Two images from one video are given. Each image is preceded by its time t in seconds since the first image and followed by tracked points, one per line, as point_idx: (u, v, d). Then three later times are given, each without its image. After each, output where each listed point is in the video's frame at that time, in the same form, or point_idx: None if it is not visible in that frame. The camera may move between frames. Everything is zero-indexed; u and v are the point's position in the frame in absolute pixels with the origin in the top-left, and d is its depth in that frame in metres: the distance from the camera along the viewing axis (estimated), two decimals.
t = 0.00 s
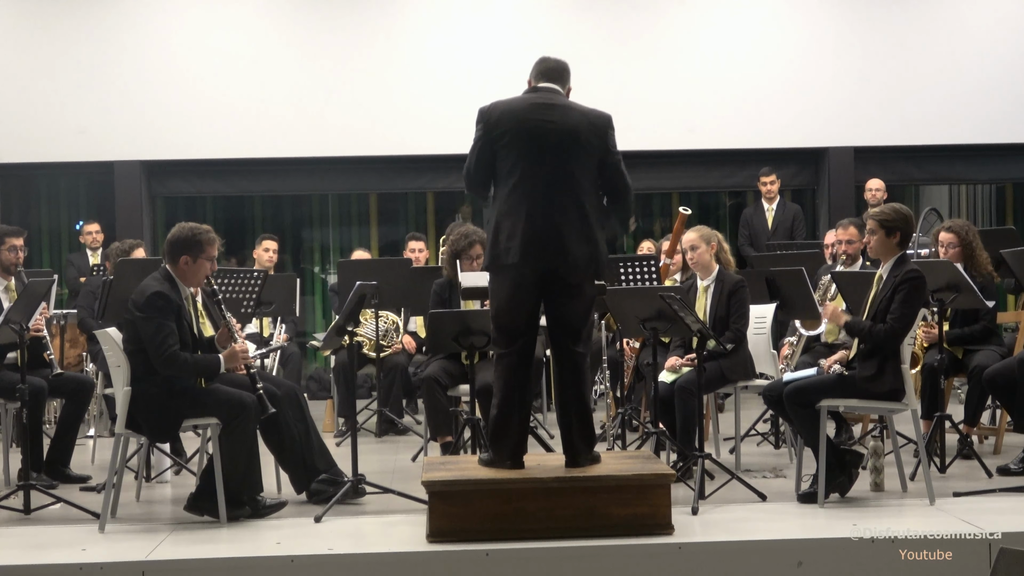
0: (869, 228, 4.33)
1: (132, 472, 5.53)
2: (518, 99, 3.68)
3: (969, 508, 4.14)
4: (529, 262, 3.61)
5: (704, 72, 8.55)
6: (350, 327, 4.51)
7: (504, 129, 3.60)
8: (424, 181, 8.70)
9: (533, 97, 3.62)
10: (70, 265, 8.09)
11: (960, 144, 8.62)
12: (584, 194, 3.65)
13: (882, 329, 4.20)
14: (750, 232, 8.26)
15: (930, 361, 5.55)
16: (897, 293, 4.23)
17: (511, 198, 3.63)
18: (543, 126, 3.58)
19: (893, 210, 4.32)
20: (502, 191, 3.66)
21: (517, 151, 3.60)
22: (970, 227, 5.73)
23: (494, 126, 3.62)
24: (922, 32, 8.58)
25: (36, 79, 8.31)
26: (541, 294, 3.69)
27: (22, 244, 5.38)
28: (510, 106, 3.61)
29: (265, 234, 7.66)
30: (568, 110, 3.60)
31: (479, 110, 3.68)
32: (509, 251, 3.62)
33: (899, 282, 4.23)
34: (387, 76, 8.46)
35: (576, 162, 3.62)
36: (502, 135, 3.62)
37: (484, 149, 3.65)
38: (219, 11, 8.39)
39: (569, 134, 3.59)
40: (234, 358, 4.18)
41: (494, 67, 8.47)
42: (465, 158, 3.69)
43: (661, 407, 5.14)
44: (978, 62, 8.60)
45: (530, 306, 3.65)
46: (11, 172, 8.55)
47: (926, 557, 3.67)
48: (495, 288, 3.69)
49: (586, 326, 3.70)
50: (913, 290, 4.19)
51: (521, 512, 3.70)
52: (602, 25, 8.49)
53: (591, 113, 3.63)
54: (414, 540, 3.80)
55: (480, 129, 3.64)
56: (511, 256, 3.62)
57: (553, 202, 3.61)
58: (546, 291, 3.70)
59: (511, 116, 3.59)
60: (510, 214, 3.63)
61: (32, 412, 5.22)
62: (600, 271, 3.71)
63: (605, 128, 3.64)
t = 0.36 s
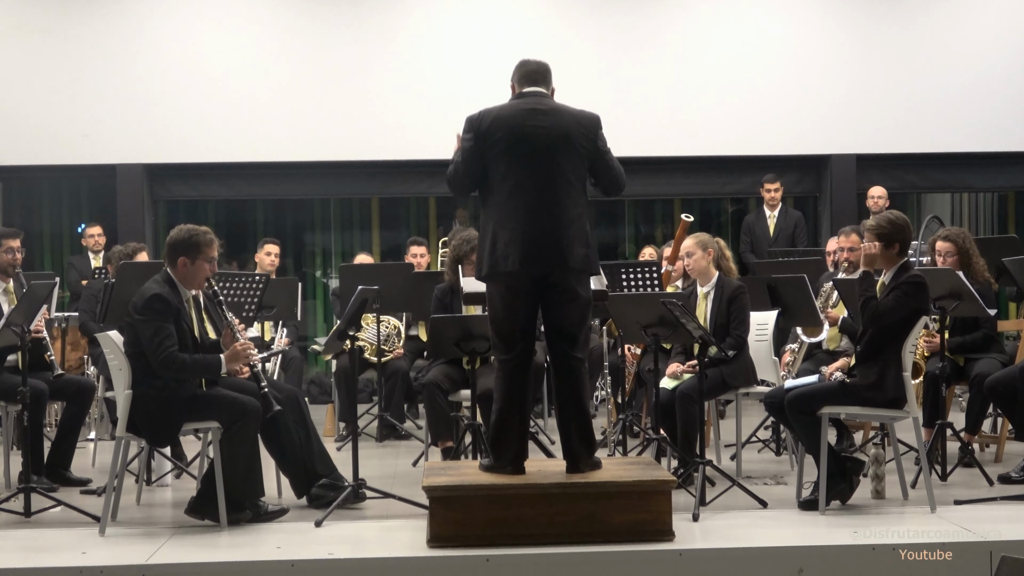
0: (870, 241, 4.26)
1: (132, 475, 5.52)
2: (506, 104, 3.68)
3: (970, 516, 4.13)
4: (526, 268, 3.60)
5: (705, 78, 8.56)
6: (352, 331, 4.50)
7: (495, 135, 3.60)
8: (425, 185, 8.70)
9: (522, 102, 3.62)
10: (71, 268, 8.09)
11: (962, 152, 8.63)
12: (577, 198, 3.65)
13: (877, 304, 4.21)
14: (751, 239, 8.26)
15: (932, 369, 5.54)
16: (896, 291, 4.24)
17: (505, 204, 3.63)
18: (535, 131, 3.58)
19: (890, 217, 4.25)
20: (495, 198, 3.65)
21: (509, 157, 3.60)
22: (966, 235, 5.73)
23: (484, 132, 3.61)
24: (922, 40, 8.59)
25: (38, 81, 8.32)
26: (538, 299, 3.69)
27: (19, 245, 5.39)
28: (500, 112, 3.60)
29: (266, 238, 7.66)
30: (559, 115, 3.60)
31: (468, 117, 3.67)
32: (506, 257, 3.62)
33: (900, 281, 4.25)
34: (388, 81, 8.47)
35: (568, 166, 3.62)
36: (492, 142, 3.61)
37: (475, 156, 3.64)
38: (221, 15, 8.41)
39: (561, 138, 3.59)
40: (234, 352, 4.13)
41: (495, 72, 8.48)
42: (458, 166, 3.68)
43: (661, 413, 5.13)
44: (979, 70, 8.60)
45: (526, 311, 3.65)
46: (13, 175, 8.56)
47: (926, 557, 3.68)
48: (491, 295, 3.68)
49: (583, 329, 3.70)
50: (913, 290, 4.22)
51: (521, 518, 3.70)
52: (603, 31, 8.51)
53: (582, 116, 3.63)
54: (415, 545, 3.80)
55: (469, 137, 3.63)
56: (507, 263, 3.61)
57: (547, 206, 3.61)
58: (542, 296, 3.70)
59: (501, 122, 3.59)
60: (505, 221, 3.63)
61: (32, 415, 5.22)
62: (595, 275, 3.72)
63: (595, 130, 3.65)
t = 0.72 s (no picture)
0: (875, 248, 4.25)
1: (135, 476, 5.53)
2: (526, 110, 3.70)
3: (974, 523, 4.13)
4: (540, 272, 3.62)
5: (710, 84, 8.57)
6: (356, 334, 4.50)
7: (513, 140, 3.62)
8: (430, 189, 8.72)
9: (542, 108, 3.64)
10: (76, 269, 8.11)
11: (966, 159, 8.62)
12: (593, 204, 3.66)
13: (880, 310, 4.23)
14: (756, 244, 8.27)
15: (936, 376, 5.54)
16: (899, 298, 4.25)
17: (521, 209, 3.64)
18: (553, 136, 3.59)
19: (896, 226, 4.24)
20: (512, 202, 3.67)
21: (526, 162, 3.61)
22: (969, 241, 5.73)
23: (503, 137, 3.63)
24: (927, 47, 8.59)
25: (44, 83, 8.35)
26: (551, 304, 3.70)
27: (22, 246, 5.40)
28: (519, 117, 3.62)
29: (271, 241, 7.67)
30: (578, 121, 3.62)
31: (487, 122, 3.69)
32: (520, 261, 3.63)
33: (903, 288, 4.26)
34: (394, 84, 8.48)
35: (585, 172, 3.63)
36: (511, 146, 3.63)
37: (493, 160, 3.66)
38: (227, 18, 8.43)
39: (578, 143, 3.60)
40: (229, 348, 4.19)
41: (502, 77, 8.50)
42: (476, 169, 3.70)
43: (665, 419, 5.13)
44: (984, 77, 8.60)
45: (539, 315, 3.66)
46: (18, 176, 8.57)
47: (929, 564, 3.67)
48: (504, 299, 3.70)
49: (595, 336, 3.71)
50: (917, 297, 4.21)
51: (524, 522, 3.70)
52: (608, 36, 8.51)
53: (600, 123, 3.65)
54: (417, 549, 3.80)
55: (488, 141, 3.65)
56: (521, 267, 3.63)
57: (564, 212, 3.62)
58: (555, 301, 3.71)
59: (520, 126, 3.60)
60: (520, 225, 3.64)
61: (36, 416, 5.23)
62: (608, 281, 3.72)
63: (613, 137, 3.67)
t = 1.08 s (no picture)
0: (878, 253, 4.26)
1: (139, 479, 5.53)
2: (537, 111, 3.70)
3: (977, 527, 4.12)
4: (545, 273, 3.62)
5: (714, 88, 8.57)
6: (360, 338, 4.50)
7: (522, 141, 3.62)
8: (434, 192, 8.71)
9: (552, 110, 3.64)
10: (80, 272, 8.13)
11: (970, 163, 8.61)
12: (601, 207, 3.65)
13: (885, 314, 4.25)
14: (759, 248, 8.27)
15: (939, 380, 5.53)
16: (903, 302, 4.26)
17: (529, 210, 3.65)
18: (561, 138, 3.59)
19: (901, 230, 4.23)
20: (520, 203, 3.68)
21: (535, 163, 3.62)
22: (976, 245, 5.76)
23: (513, 138, 3.64)
24: (932, 50, 8.59)
25: (49, 85, 8.37)
26: (557, 306, 3.70)
27: (27, 249, 5.41)
28: (529, 119, 3.63)
29: (275, 244, 7.67)
30: (587, 123, 3.62)
31: (498, 123, 3.70)
32: (526, 263, 3.64)
33: (907, 292, 4.26)
34: (398, 88, 8.49)
35: (593, 174, 3.62)
36: (520, 148, 3.63)
37: (502, 161, 3.67)
38: (232, 21, 8.44)
39: (587, 145, 3.60)
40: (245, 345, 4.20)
41: (506, 80, 8.50)
42: (488, 171, 3.72)
43: (669, 423, 5.12)
44: (988, 81, 8.60)
45: (544, 317, 3.66)
46: (23, 178, 8.59)
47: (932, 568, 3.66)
48: (510, 299, 3.71)
49: (600, 340, 3.70)
50: (922, 301, 4.22)
51: (527, 525, 3.70)
52: (613, 40, 8.52)
53: (611, 125, 3.64)
54: (420, 552, 3.79)
55: (498, 142, 3.66)
56: (527, 268, 3.64)
57: (571, 214, 3.62)
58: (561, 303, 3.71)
59: (529, 128, 3.61)
60: (527, 226, 3.65)
61: (40, 418, 5.23)
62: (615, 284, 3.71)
63: (624, 140, 3.65)
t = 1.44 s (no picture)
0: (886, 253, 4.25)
1: (143, 483, 5.54)
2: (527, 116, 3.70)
3: (981, 529, 4.13)
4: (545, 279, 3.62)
5: (716, 91, 8.58)
6: (363, 341, 4.50)
7: (515, 146, 3.61)
8: (437, 196, 8.72)
9: (543, 114, 3.64)
10: (84, 276, 8.14)
11: (973, 165, 8.61)
12: (597, 210, 3.66)
13: (884, 313, 4.24)
14: (762, 250, 8.27)
15: (942, 382, 5.53)
16: (905, 302, 4.26)
17: (525, 215, 3.64)
18: (556, 142, 3.59)
19: (907, 234, 4.24)
20: (516, 208, 3.67)
21: (529, 168, 3.61)
22: (981, 245, 5.74)
23: (505, 143, 3.62)
24: (934, 53, 8.60)
25: (52, 90, 8.38)
26: (555, 311, 3.70)
27: (31, 253, 5.42)
28: (521, 124, 3.62)
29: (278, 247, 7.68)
30: (581, 127, 3.62)
31: (488, 128, 3.68)
32: (525, 268, 3.63)
33: (911, 293, 4.26)
34: (402, 91, 8.50)
35: (589, 178, 3.63)
36: (513, 153, 3.62)
37: (496, 167, 3.66)
38: (235, 27, 8.46)
39: (582, 149, 3.60)
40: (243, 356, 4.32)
41: (508, 85, 8.51)
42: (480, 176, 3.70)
43: (672, 425, 5.13)
44: (990, 84, 8.60)
45: (542, 322, 3.67)
46: (26, 183, 8.61)
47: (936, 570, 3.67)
48: (507, 305, 3.70)
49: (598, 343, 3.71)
50: (924, 301, 4.22)
51: (531, 529, 3.70)
52: (615, 44, 8.53)
53: (603, 128, 3.66)
54: (424, 555, 3.80)
55: (490, 147, 3.64)
56: (525, 274, 3.63)
57: (568, 218, 3.63)
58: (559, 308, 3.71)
59: (522, 133, 3.60)
60: (524, 232, 3.65)
61: (44, 422, 5.24)
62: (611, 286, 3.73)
63: (616, 143, 3.67)
